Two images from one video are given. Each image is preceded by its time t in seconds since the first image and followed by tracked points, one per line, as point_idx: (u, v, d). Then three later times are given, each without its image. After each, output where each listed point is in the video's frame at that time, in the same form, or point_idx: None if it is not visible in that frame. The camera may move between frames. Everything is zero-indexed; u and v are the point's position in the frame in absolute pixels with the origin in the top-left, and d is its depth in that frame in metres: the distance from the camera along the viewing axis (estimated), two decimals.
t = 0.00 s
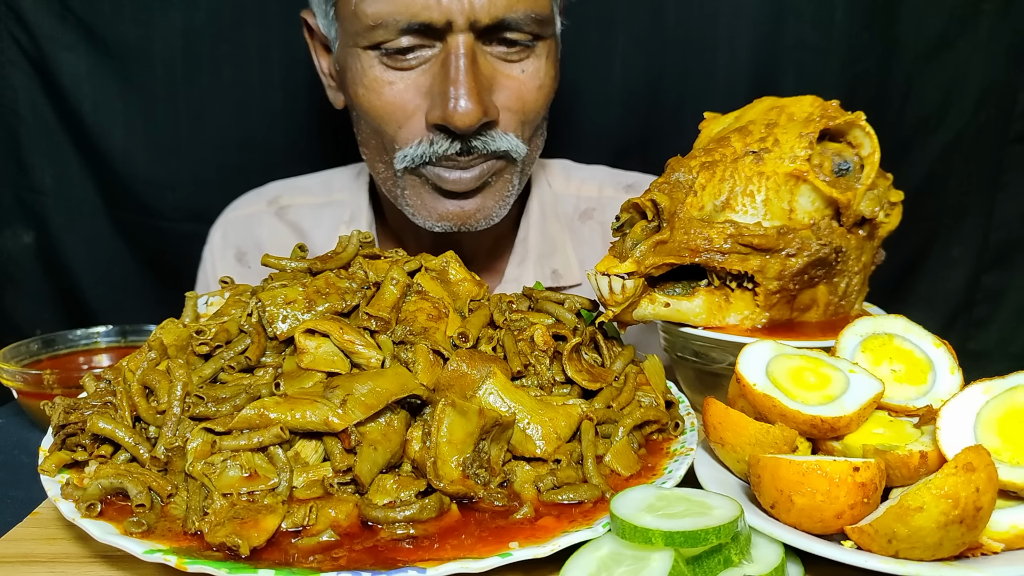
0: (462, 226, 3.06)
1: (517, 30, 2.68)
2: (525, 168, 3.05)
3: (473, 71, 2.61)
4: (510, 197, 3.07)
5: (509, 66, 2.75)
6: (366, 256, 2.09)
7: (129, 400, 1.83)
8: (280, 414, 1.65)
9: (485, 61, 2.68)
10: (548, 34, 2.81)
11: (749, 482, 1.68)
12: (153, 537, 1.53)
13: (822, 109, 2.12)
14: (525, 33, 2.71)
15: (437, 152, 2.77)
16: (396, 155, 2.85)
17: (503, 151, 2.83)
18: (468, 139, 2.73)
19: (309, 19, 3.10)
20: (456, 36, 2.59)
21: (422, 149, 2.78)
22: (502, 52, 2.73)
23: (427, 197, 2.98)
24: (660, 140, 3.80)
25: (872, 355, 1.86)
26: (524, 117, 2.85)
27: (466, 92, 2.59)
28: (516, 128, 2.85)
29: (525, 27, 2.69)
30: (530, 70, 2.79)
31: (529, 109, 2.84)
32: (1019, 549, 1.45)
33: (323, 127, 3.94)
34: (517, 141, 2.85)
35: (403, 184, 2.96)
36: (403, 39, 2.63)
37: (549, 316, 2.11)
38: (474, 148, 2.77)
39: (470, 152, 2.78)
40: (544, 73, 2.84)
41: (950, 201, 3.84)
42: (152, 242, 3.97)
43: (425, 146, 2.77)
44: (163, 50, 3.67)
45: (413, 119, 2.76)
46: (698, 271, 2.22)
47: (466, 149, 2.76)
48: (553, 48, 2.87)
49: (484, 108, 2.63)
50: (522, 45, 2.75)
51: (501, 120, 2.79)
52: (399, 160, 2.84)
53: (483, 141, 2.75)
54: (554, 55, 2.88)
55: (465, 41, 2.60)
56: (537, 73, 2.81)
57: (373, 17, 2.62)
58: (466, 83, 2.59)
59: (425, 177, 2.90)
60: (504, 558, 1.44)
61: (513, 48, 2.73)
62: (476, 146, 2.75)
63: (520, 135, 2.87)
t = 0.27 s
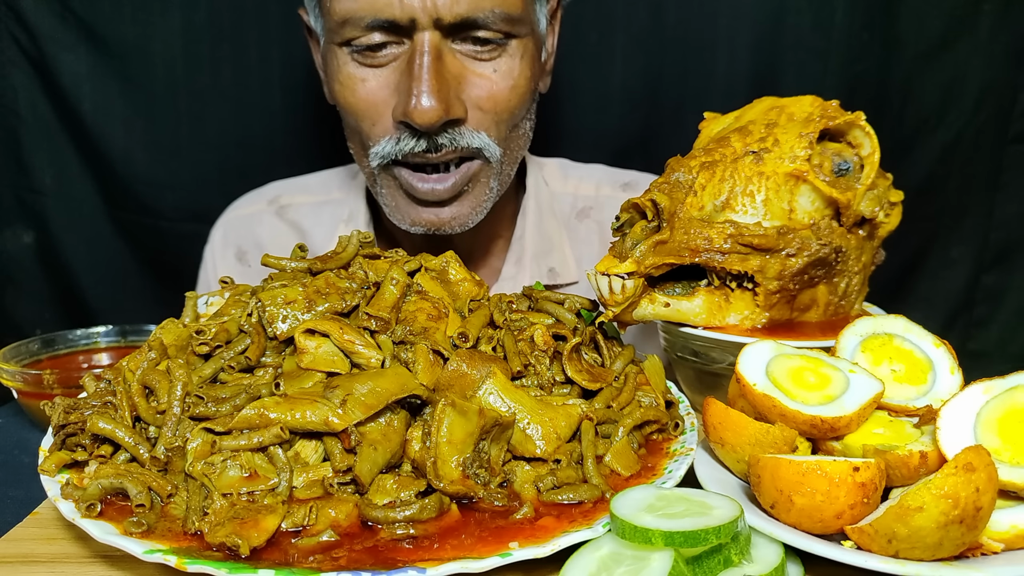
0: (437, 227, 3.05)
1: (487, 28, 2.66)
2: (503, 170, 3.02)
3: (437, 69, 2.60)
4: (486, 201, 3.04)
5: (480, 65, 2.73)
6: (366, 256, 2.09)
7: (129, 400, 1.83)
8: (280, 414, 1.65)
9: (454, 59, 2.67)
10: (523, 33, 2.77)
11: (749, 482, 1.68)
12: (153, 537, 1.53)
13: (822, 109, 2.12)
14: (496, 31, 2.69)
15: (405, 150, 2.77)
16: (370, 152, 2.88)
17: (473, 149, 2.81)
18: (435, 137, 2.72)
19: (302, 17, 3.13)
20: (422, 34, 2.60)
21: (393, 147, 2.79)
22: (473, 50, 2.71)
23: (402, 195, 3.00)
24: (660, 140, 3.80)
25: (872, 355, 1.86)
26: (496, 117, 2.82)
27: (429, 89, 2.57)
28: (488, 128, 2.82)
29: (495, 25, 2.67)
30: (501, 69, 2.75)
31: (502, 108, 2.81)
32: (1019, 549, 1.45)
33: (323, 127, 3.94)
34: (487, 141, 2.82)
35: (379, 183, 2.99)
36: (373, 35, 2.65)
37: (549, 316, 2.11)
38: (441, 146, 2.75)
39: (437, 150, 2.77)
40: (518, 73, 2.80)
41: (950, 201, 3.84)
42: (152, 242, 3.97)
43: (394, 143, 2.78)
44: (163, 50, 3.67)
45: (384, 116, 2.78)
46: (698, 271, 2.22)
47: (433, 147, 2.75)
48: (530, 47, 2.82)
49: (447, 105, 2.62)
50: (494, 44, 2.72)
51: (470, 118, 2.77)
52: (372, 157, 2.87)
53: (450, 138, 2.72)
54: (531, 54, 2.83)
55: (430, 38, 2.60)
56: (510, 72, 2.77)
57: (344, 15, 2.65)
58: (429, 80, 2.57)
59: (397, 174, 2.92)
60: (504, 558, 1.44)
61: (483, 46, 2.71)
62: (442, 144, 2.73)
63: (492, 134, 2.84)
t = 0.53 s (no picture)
0: (436, 225, 3.05)
1: (482, 31, 2.65)
2: (501, 168, 3.03)
3: (434, 74, 2.59)
4: (485, 198, 3.06)
5: (477, 67, 2.72)
6: (366, 256, 2.09)
7: (129, 400, 1.83)
8: (280, 414, 1.65)
9: (450, 62, 2.66)
10: (519, 34, 2.76)
11: (749, 482, 1.67)
12: (153, 537, 1.53)
13: (822, 109, 2.12)
14: (492, 33, 2.68)
15: (403, 151, 2.78)
16: (368, 154, 2.88)
17: (471, 148, 2.82)
18: (433, 139, 2.73)
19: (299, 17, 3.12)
20: (417, 39, 2.58)
21: (391, 149, 2.79)
22: (468, 53, 2.70)
23: (401, 195, 3.00)
24: (660, 140, 3.80)
25: (872, 355, 1.86)
26: (493, 117, 2.82)
27: (425, 94, 2.56)
28: (486, 128, 2.83)
29: (490, 28, 2.66)
30: (497, 70, 2.75)
31: (499, 108, 2.81)
32: (1019, 549, 1.45)
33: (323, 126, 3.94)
34: (486, 140, 2.83)
35: (377, 183, 3.00)
36: (370, 40, 2.64)
37: (549, 316, 2.11)
38: (439, 147, 2.76)
39: (435, 152, 2.78)
40: (514, 73, 2.79)
41: (950, 201, 3.84)
42: (152, 241, 3.97)
43: (392, 144, 2.78)
44: (163, 50, 3.67)
45: (382, 119, 2.78)
46: (698, 271, 2.22)
47: (431, 149, 2.75)
48: (526, 47, 2.82)
49: (444, 109, 2.61)
50: (490, 46, 2.71)
51: (468, 119, 2.77)
52: (371, 158, 2.87)
53: (448, 139, 2.74)
54: (527, 55, 2.83)
55: (426, 43, 2.59)
56: (506, 73, 2.77)
57: (340, 20, 2.64)
58: (425, 84, 2.56)
59: (396, 174, 2.92)
60: (504, 558, 1.44)
61: (479, 49, 2.70)
62: (441, 145, 2.74)
63: (490, 134, 2.85)
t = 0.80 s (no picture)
0: (427, 225, 3.07)
1: (467, 45, 2.64)
2: (491, 172, 3.03)
3: (419, 88, 2.59)
4: (475, 201, 3.06)
5: (463, 78, 2.71)
6: (366, 256, 2.09)
7: (129, 400, 1.83)
8: (280, 414, 1.65)
9: (436, 74, 2.65)
10: (504, 44, 2.74)
11: (749, 482, 1.68)
12: (153, 537, 1.53)
13: (822, 109, 2.12)
14: (476, 46, 2.66)
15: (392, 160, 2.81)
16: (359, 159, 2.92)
17: (459, 156, 2.83)
18: (421, 149, 2.75)
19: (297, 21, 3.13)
20: (403, 55, 2.58)
21: (380, 157, 2.82)
22: (455, 65, 2.69)
23: (392, 199, 3.03)
24: (660, 141, 3.81)
25: (872, 355, 1.86)
26: (481, 126, 2.82)
27: (411, 107, 2.56)
28: (473, 136, 2.83)
29: (474, 42, 2.64)
30: (484, 81, 2.74)
31: (486, 117, 2.80)
32: (1019, 549, 1.45)
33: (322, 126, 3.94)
34: (473, 148, 2.84)
35: (370, 186, 3.03)
36: (358, 55, 2.65)
37: (549, 316, 2.11)
38: (426, 156, 2.78)
39: (423, 161, 2.80)
40: (501, 82, 2.78)
41: (951, 201, 3.84)
42: (152, 242, 3.97)
43: (382, 152, 2.81)
44: (163, 50, 3.67)
45: (372, 128, 2.80)
46: (698, 271, 2.22)
47: (419, 158, 2.78)
48: (512, 56, 2.80)
49: (429, 122, 2.62)
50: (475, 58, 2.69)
51: (455, 129, 2.78)
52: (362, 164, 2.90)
53: (436, 149, 2.76)
54: (514, 64, 2.81)
55: (412, 59, 2.58)
56: (493, 83, 2.76)
57: (329, 35, 2.65)
58: (410, 99, 2.56)
59: (386, 178, 2.93)
60: (504, 558, 1.44)
61: (464, 61, 2.68)
62: (428, 155, 2.77)
63: (478, 142, 2.86)
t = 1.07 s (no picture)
0: (433, 215, 3.05)
1: (473, 36, 2.66)
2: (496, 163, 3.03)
3: (429, 79, 2.61)
4: (481, 191, 3.06)
5: (469, 69, 2.72)
6: (366, 256, 2.09)
7: (129, 400, 1.83)
8: (280, 414, 1.65)
9: (444, 66, 2.67)
10: (509, 36, 2.76)
11: (749, 482, 1.68)
12: (153, 537, 1.53)
13: (822, 109, 2.12)
14: (483, 37, 2.68)
15: (400, 150, 2.79)
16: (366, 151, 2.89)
17: (465, 146, 2.83)
18: (428, 139, 2.75)
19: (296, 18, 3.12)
20: (411, 46, 2.60)
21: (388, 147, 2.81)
22: (460, 56, 2.70)
23: (399, 190, 3.00)
24: (660, 140, 3.81)
25: (872, 355, 1.86)
26: (486, 116, 2.83)
27: (421, 98, 2.59)
28: (480, 126, 2.84)
29: (480, 33, 2.66)
30: (489, 72, 2.75)
31: (492, 108, 2.81)
32: (1019, 549, 1.45)
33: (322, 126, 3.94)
34: (479, 137, 2.84)
35: (375, 178, 3.00)
36: (366, 46, 2.66)
37: (549, 316, 2.11)
38: (434, 146, 2.78)
39: (431, 150, 2.79)
40: (505, 73, 2.79)
41: (951, 201, 3.84)
42: (152, 241, 3.97)
43: (389, 143, 2.79)
44: (163, 50, 3.67)
45: (379, 120, 2.79)
46: (698, 271, 2.22)
47: (427, 148, 2.77)
48: (516, 47, 2.82)
49: (439, 112, 2.64)
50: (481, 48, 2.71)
51: (462, 119, 2.78)
52: (368, 156, 2.88)
53: (443, 139, 2.76)
54: (517, 55, 2.83)
55: (420, 50, 2.60)
56: (498, 74, 2.77)
57: (336, 29, 2.66)
58: (420, 89, 2.59)
59: (393, 169, 2.91)
60: (504, 558, 1.44)
61: (471, 51, 2.70)
62: (436, 145, 2.77)
63: (483, 132, 2.86)
